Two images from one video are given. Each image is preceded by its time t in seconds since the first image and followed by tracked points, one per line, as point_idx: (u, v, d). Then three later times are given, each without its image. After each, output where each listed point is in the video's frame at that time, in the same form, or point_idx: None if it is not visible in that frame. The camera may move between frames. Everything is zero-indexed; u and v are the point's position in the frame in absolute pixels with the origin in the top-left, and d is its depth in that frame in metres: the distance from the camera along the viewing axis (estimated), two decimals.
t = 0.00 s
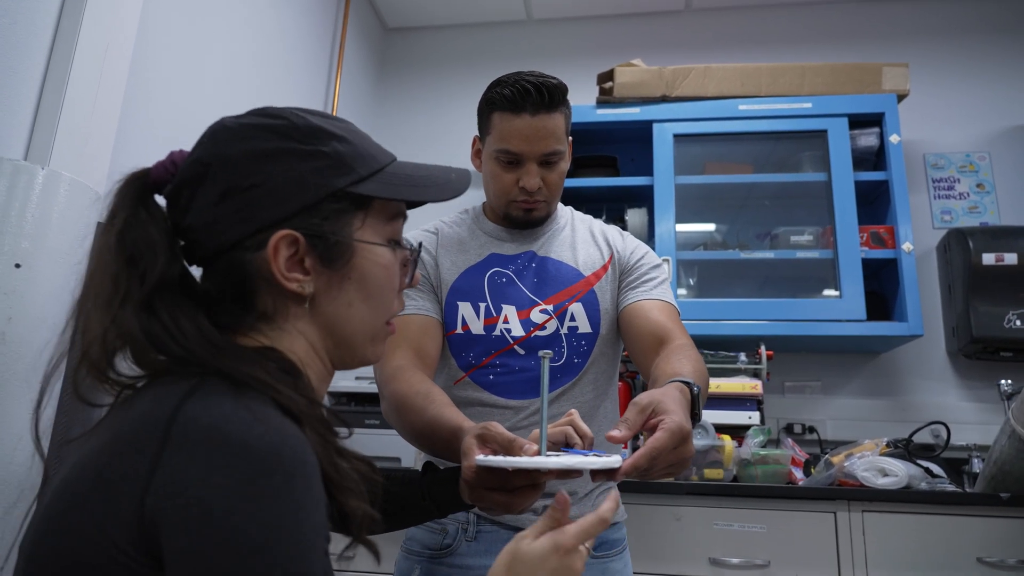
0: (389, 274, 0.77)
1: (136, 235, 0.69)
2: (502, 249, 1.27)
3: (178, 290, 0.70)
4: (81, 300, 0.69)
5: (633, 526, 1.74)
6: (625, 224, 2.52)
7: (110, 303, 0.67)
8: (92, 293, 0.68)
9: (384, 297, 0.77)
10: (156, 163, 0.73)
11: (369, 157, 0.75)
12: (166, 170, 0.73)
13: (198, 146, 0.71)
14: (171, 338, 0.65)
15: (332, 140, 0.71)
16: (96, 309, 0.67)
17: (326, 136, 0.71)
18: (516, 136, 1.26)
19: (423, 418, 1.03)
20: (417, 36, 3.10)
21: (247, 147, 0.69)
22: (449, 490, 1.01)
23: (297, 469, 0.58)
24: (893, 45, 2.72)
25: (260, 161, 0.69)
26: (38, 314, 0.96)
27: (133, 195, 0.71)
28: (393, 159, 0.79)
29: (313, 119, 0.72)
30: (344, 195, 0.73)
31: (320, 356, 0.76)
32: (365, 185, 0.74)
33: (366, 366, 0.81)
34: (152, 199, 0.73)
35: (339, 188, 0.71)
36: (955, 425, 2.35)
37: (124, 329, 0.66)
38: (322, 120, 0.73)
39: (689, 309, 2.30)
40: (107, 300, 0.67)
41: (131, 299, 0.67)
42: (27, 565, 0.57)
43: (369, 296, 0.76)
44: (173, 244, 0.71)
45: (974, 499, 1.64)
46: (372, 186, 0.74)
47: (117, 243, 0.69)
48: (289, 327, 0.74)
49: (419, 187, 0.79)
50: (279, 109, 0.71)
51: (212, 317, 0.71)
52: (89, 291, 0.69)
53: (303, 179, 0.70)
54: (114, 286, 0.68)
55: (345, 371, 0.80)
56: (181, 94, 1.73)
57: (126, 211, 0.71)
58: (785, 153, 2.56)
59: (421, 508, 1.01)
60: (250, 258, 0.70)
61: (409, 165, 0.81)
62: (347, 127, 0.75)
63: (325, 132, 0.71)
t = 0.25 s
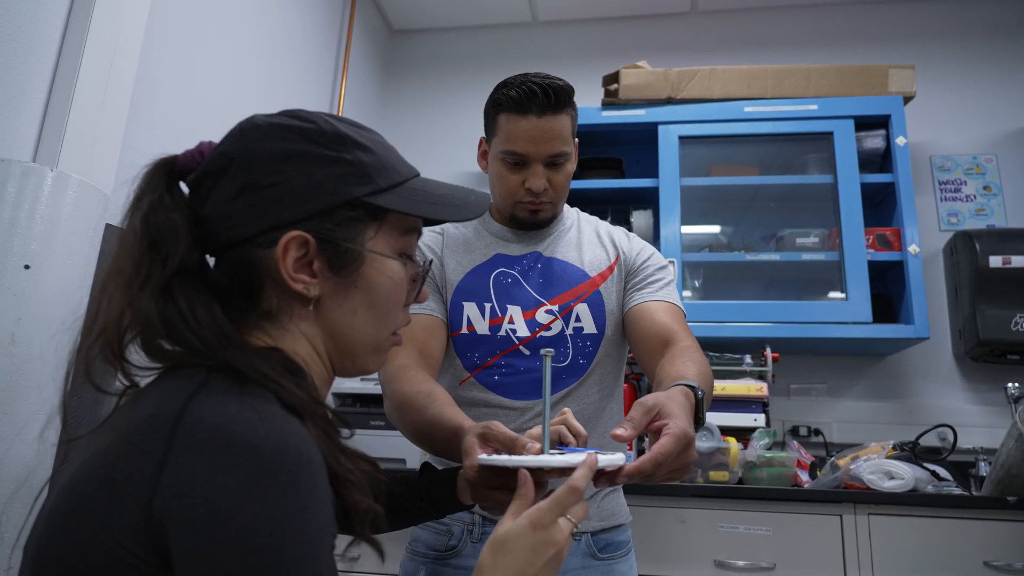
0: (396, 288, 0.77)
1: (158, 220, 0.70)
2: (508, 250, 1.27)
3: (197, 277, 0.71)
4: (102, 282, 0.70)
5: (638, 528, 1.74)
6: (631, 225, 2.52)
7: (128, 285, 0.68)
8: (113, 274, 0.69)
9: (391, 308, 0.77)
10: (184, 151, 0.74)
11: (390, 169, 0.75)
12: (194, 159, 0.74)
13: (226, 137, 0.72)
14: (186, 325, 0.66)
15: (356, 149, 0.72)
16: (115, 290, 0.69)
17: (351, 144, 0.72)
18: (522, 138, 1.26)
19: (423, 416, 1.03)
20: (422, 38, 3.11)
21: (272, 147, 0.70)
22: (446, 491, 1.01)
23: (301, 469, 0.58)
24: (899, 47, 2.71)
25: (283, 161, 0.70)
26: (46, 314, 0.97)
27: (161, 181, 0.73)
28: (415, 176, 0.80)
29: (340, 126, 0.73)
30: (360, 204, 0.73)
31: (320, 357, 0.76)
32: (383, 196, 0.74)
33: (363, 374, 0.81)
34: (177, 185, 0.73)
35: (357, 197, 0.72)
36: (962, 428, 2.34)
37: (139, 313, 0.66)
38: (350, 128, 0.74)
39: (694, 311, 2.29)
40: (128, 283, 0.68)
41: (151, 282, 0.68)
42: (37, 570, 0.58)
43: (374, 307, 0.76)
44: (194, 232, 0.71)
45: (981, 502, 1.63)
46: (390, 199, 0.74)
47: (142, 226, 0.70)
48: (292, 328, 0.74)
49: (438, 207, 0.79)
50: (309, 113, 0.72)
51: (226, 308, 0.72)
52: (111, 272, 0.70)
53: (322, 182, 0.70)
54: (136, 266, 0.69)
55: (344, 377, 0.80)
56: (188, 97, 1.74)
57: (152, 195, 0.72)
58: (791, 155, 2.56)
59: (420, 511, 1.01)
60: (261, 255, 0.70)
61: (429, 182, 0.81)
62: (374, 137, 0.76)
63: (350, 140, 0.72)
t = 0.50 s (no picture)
0: (403, 288, 0.77)
1: (165, 213, 0.70)
2: (512, 247, 1.27)
3: (198, 273, 0.71)
4: (106, 273, 0.70)
5: (642, 526, 1.74)
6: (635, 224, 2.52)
7: (130, 278, 0.68)
8: (118, 266, 0.69)
9: (396, 309, 0.78)
10: (194, 144, 0.74)
11: (400, 171, 0.76)
12: (203, 153, 0.74)
13: (239, 133, 0.72)
14: (182, 320, 0.66)
15: (367, 150, 0.73)
16: (118, 282, 0.69)
17: (363, 144, 0.73)
18: (527, 135, 1.26)
19: (423, 411, 1.03)
20: (427, 36, 3.11)
21: (284, 144, 0.70)
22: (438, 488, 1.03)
23: (300, 465, 0.58)
24: (905, 45, 2.71)
25: (296, 159, 0.70)
26: (52, 312, 0.98)
27: (171, 174, 0.73)
28: (425, 178, 0.81)
29: (353, 126, 0.73)
30: (371, 204, 0.73)
31: (320, 354, 0.76)
32: (394, 198, 0.75)
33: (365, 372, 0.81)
34: (186, 180, 0.74)
35: (369, 197, 0.72)
36: (967, 428, 2.33)
37: (139, 307, 0.66)
38: (362, 129, 0.75)
39: (699, 310, 2.29)
40: (129, 275, 0.68)
41: (151, 276, 0.68)
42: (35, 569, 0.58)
43: (380, 307, 0.76)
44: (198, 227, 0.71)
45: (986, 502, 1.63)
46: (401, 200, 0.75)
47: (149, 218, 0.70)
48: (295, 325, 0.73)
49: (448, 208, 0.80)
50: (324, 112, 0.73)
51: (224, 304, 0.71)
52: (114, 263, 0.70)
53: (334, 181, 0.70)
54: (139, 260, 0.69)
55: (343, 372, 0.80)
56: (194, 95, 1.74)
57: (161, 188, 0.72)
58: (796, 154, 2.56)
59: (410, 510, 1.03)
60: (271, 251, 0.70)
61: (439, 186, 0.82)
62: (386, 139, 0.77)
63: (363, 141, 0.73)
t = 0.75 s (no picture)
0: (395, 288, 0.78)
1: (157, 209, 0.70)
2: (512, 247, 1.27)
3: (186, 271, 0.70)
4: (92, 269, 0.69)
5: (642, 526, 1.73)
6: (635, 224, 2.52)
7: (118, 275, 0.67)
8: (105, 261, 0.68)
9: (387, 309, 0.78)
10: (187, 140, 0.74)
11: (396, 172, 0.77)
12: (197, 149, 0.73)
13: (235, 130, 0.72)
14: (168, 320, 0.66)
15: (365, 150, 0.73)
16: (105, 278, 0.68)
17: (360, 145, 0.73)
18: (529, 133, 1.26)
19: (418, 408, 1.03)
20: (427, 36, 3.11)
21: (282, 142, 0.70)
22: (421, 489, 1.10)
23: (287, 464, 0.59)
24: (905, 45, 2.71)
25: (293, 157, 0.70)
26: (51, 311, 0.99)
27: (162, 169, 0.72)
28: (419, 180, 0.82)
29: (350, 127, 0.74)
30: (369, 205, 0.74)
31: (308, 353, 0.76)
32: (392, 198, 0.75)
33: (353, 373, 0.82)
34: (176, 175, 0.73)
35: (366, 197, 0.73)
36: (968, 427, 2.33)
37: (129, 305, 0.66)
38: (359, 129, 0.75)
39: (699, 310, 2.29)
40: (118, 271, 0.67)
41: (140, 273, 0.68)
42: (17, 571, 0.57)
43: (373, 306, 0.77)
44: (188, 224, 0.71)
45: (986, 502, 1.63)
46: (395, 201, 0.76)
47: (139, 213, 0.69)
48: (286, 323, 0.73)
49: (440, 209, 0.81)
50: (321, 112, 0.73)
51: (210, 302, 0.71)
52: (101, 259, 0.69)
53: (332, 180, 0.71)
54: (127, 256, 0.68)
55: (331, 371, 0.80)
56: (195, 95, 1.74)
57: (152, 183, 0.71)
58: (796, 154, 2.55)
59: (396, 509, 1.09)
60: (266, 249, 0.70)
61: (432, 188, 0.83)
62: (382, 140, 0.77)
63: (360, 141, 0.73)
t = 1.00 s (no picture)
0: (383, 289, 0.78)
1: (146, 203, 0.70)
2: (512, 247, 1.27)
3: (176, 266, 0.70)
4: (81, 264, 0.69)
5: (642, 525, 1.73)
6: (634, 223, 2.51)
7: (108, 270, 0.67)
8: (94, 256, 0.68)
9: (374, 309, 0.78)
10: (175, 134, 0.74)
11: (387, 172, 0.76)
12: (184, 144, 0.74)
13: (226, 125, 0.71)
14: (158, 317, 0.66)
15: (356, 149, 0.73)
16: (95, 273, 0.67)
17: (351, 143, 0.73)
18: (529, 132, 1.26)
19: (410, 406, 1.03)
20: (425, 35, 3.11)
21: (272, 138, 0.70)
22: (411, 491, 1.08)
23: (281, 462, 0.58)
24: (904, 43, 2.71)
25: (283, 153, 0.70)
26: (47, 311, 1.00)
27: (149, 164, 0.72)
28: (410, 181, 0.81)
29: (341, 125, 0.74)
30: (359, 204, 0.74)
31: (297, 353, 0.75)
32: (381, 197, 0.75)
33: (338, 373, 0.81)
34: (164, 170, 0.73)
35: (356, 195, 0.72)
36: (967, 425, 2.33)
37: (118, 301, 0.65)
38: (350, 128, 0.75)
39: (698, 309, 2.29)
40: (107, 267, 0.67)
41: (130, 268, 0.67)
42: (10, 571, 0.57)
43: (361, 305, 0.77)
44: (178, 219, 0.71)
45: (986, 499, 1.63)
46: (386, 200, 0.75)
47: (128, 208, 0.69)
48: (274, 321, 0.73)
49: (429, 211, 0.81)
50: (313, 109, 0.73)
51: (201, 298, 0.71)
52: (90, 254, 0.68)
53: (322, 178, 0.71)
54: (117, 251, 0.68)
55: (319, 372, 0.80)
56: (193, 95, 1.74)
57: (140, 178, 0.71)
58: (795, 152, 2.55)
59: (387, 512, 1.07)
60: (254, 246, 0.69)
61: (422, 189, 0.83)
62: (373, 139, 0.77)
63: (351, 139, 0.73)
